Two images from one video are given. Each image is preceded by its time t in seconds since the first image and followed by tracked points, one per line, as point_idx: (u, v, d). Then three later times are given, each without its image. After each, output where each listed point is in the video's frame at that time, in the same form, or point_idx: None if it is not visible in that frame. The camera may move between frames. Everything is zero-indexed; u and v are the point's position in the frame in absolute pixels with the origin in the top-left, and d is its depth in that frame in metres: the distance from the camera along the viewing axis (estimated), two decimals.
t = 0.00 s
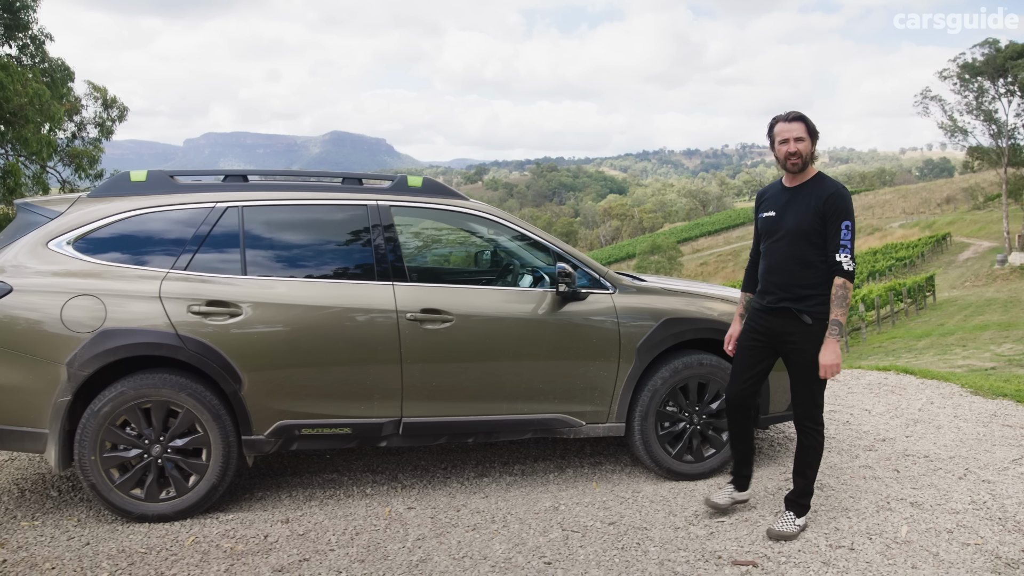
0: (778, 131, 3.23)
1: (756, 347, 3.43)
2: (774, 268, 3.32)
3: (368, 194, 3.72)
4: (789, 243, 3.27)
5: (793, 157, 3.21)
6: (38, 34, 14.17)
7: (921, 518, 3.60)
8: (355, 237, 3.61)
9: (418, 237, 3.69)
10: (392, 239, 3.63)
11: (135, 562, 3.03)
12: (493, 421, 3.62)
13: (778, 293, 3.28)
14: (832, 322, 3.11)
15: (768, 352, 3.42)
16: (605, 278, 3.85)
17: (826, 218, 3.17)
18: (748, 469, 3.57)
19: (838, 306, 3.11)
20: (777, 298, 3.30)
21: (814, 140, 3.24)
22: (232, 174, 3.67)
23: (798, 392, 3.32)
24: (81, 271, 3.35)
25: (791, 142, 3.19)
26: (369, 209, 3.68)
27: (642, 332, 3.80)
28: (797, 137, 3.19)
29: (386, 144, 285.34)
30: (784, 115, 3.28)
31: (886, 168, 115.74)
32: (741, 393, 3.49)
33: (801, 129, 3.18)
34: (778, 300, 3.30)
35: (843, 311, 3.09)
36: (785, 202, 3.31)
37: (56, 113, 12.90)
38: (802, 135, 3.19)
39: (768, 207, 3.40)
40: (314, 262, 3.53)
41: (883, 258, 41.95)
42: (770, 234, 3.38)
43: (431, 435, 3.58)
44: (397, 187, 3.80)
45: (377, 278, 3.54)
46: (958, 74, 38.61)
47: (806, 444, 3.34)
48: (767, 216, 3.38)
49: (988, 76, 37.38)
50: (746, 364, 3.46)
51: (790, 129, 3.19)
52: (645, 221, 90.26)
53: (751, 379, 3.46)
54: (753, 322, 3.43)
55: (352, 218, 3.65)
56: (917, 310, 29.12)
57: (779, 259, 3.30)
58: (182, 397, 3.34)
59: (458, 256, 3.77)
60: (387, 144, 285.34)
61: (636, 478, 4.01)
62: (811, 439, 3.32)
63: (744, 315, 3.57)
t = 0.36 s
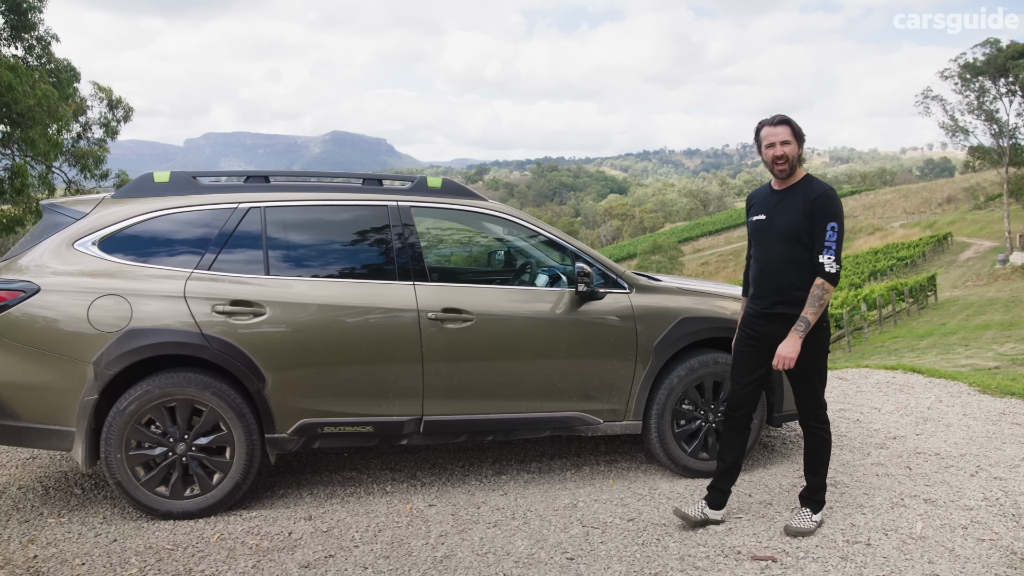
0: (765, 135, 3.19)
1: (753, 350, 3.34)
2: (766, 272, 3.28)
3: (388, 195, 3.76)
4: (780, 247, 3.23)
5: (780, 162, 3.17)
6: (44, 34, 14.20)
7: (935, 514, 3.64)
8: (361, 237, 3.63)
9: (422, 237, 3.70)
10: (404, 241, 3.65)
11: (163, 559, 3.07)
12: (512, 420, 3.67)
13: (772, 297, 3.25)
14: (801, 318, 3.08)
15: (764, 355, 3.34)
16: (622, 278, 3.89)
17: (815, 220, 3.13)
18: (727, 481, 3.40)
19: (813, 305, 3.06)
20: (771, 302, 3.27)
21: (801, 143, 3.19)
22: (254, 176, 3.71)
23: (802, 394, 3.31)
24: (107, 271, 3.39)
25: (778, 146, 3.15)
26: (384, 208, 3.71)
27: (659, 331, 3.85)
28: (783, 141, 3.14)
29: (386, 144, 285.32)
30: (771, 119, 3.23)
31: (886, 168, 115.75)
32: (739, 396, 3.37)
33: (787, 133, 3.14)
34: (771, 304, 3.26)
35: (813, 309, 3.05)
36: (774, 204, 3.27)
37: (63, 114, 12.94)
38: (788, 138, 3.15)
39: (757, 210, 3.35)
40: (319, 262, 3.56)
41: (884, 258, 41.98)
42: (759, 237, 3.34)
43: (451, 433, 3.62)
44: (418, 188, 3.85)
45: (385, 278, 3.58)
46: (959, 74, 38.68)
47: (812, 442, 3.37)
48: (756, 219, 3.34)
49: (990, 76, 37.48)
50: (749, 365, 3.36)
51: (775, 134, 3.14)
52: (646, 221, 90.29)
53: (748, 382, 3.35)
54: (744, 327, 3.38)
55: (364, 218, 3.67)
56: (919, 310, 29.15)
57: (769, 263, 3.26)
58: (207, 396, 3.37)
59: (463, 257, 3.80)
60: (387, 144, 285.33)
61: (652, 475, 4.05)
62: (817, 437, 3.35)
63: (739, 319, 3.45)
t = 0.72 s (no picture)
0: (736, 131, 3.17)
1: (734, 352, 3.33)
2: (740, 268, 3.25)
3: (406, 193, 3.77)
4: (753, 242, 3.21)
5: (752, 157, 3.16)
6: (48, 34, 14.18)
7: (952, 512, 3.64)
8: (366, 237, 3.63)
9: (423, 236, 3.68)
10: (416, 238, 3.67)
11: (184, 557, 3.08)
12: (531, 418, 3.68)
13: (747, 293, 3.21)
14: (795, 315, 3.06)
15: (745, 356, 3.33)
16: (638, 276, 3.90)
17: (789, 215, 3.13)
18: (736, 482, 3.41)
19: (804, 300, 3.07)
20: (746, 299, 3.24)
21: (771, 139, 3.19)
22: (272, 174, 3.72)
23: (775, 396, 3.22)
24: (127, 270, 3.40)
25: (749, 142, 3.15)
26: (402, 206, 3.72)
27: (677, 328, 3.85)
28: (754, 136, 3.14)
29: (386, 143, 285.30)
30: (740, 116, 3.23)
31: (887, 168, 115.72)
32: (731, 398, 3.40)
33: (758, 128, 3.14)
34: (746, 300, 3.24)
35: (807, 305, 3.04)
36: (746, 200, 3.26)
37: (67, 114, 12.93)
38: (760, 134, 3.15)
39: (730, 207, 3.34)
40: (322, 261, 3.55)
41: (885, 258, 41.97)
42: (732, 234, 3.32)
43: (469, 432, 3.63)
44: (435, 187, 3.87)
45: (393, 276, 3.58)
46: (961, 74, 38.69)
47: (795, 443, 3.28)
48: (728, 216, 3.33)
49: (991, 75, 37.47)
50: (730, 371, 3.37)
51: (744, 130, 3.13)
52: (647, 221, 90.26)
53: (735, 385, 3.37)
54: (722, 326, 3.36)
55: (378, 216, 3.69)
56: (921, 310, 29.12)
57: (743, 259, 3.24)
58: (226, 394, 3.38)
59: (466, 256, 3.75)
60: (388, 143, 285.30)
61: (668, 473, 4.06)
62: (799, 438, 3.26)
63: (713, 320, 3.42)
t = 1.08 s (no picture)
0: (724, 132, 3.17)
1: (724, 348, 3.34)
2: (732, 268, 3.26)
3: (425, 194, 3.78)
4: (744, 243, 3.23)
5: (741, 158, 3.16)
6: (54, 34, 14.20)
7: (970, 512, 3.65)
8: (375, 238, 3.63)
9: (428, 238, 3.68)
10: (427, 239, 3.67)
11: (208, 557, 3.08)
12: (550, 418, 3.69)
13: (738, 292, 3.21)
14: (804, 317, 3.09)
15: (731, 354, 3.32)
16: (658, 277, 3.91)
17: (781, 215, 3.15)
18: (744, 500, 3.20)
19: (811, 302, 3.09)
20: (737, 298, 3.24)
21: (760, 138, 3.19)
22: (291, 175, 3.73)
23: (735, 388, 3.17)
24: (149, 271, 3.40)
25: (738, 143, 3.15)
26: (419, 207, 3.73)
27: (697, 328, 3.88)
28: (743, 137, 3.14)
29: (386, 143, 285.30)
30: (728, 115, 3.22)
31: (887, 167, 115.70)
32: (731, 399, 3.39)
33: (746, 128, 3.13)
34: (739, 301, 3.24)
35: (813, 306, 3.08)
36: (737, 202, 3.28)
37: (73, 113, 12.94)
38: (748, 134, 3.14)
39: (721, 209, 3.36)
40: (328, 261, 3.54)
41: (886, 257, 41.99)
42: (724, 236, 3.33)
43: (488, 432, 3.64)
44: (454, 188, 3.88)
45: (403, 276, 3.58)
46: (962, 73, 38.68)
47: (738, 443, 3.16)
48: (719, 219, 3.34)
49: (993, 75, 37.45)
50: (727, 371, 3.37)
51: (734, 130, 3.14)
52: (648, 221, 90.25)
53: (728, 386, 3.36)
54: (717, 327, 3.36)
55: (394, 218, 3.69)
56: (923, 310, 29.11)
57: (735, 260, 3.25)
58: (248, 395, 3.38)
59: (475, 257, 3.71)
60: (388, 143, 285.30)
61: (685, 473, 4.07)
62: (743, 438, 3.15)
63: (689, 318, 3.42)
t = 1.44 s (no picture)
0: (720, 137, 3.07)
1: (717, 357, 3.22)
2: (718, 275, 3.16)
3: (444, 195, 3.81)
4: (731, 250, 3.12)
5: (738, 165, 3.05)
6: (60, 34, 14.23)
7: (987, 510, 3.67)
8: (384, 238, 3.63)
9: (433, 238, 3.68)
10: (435, 240, 3.68)
11: (233, 555, 3.10)
12: (569, 417, 3.71)
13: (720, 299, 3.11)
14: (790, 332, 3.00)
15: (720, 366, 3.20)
16: (674, 278, 3.94)
17: (769, 223, 3.03)
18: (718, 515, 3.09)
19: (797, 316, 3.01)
20: (722, 306, 3.14)
21: (758, 145, 3.07)
22: (312, 176, 3.76)
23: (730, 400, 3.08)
24: (172, 271, 3.42)
25: (734, 149, 3.03)
26: (437, 209, 3.75)
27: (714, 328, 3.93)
28: (739, 143, 3.03)
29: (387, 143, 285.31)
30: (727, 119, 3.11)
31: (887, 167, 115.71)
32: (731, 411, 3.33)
33: (743, 134, 3.02)
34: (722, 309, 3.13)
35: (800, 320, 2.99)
36: (730, 207, 3.17)
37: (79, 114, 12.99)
38: (745, 140, 3.03)
39: (715, 214, 3.26)
40: (333, 261, 3.54)
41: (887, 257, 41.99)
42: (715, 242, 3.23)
43: (507, 432, 3.67)
44: (474, 189, 3.90)
45: (419, 276, 3.59)
46: (963, 73, 38.69)
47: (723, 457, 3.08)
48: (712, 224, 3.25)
49: (994, 75, 37.47)
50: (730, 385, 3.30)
51: (731, 135, 3.04)
52: (648, 221, 90.28)
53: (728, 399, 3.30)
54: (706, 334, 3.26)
55: (410, 219, 3.71)
56: (925, 310, 29.11)
57: (721, 267, 3.15)
58: (270, 395, 3.39)
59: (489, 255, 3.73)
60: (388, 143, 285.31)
61: (701, 472, 4.10)
62: (728, 452, 3.07)
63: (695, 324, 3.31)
